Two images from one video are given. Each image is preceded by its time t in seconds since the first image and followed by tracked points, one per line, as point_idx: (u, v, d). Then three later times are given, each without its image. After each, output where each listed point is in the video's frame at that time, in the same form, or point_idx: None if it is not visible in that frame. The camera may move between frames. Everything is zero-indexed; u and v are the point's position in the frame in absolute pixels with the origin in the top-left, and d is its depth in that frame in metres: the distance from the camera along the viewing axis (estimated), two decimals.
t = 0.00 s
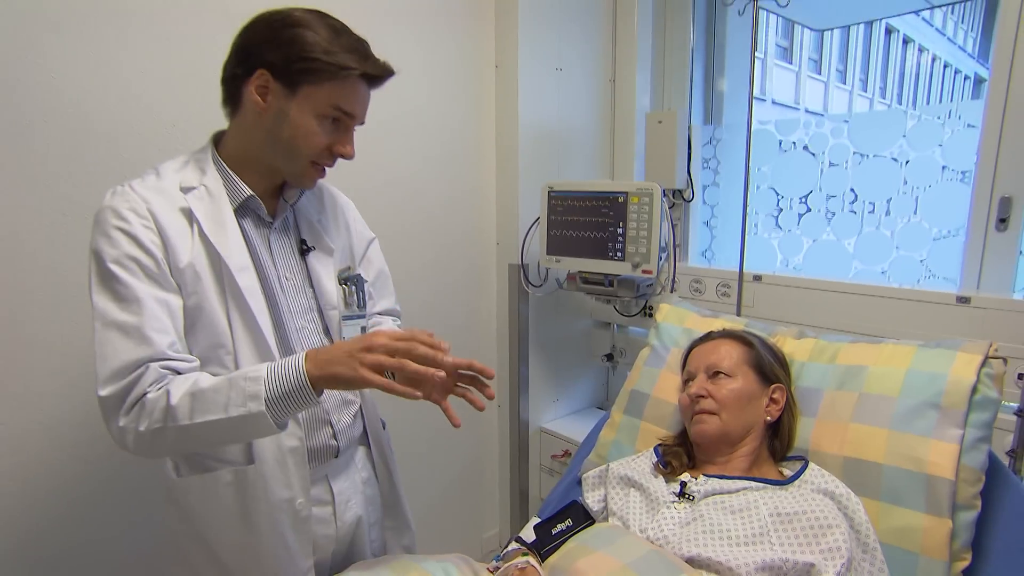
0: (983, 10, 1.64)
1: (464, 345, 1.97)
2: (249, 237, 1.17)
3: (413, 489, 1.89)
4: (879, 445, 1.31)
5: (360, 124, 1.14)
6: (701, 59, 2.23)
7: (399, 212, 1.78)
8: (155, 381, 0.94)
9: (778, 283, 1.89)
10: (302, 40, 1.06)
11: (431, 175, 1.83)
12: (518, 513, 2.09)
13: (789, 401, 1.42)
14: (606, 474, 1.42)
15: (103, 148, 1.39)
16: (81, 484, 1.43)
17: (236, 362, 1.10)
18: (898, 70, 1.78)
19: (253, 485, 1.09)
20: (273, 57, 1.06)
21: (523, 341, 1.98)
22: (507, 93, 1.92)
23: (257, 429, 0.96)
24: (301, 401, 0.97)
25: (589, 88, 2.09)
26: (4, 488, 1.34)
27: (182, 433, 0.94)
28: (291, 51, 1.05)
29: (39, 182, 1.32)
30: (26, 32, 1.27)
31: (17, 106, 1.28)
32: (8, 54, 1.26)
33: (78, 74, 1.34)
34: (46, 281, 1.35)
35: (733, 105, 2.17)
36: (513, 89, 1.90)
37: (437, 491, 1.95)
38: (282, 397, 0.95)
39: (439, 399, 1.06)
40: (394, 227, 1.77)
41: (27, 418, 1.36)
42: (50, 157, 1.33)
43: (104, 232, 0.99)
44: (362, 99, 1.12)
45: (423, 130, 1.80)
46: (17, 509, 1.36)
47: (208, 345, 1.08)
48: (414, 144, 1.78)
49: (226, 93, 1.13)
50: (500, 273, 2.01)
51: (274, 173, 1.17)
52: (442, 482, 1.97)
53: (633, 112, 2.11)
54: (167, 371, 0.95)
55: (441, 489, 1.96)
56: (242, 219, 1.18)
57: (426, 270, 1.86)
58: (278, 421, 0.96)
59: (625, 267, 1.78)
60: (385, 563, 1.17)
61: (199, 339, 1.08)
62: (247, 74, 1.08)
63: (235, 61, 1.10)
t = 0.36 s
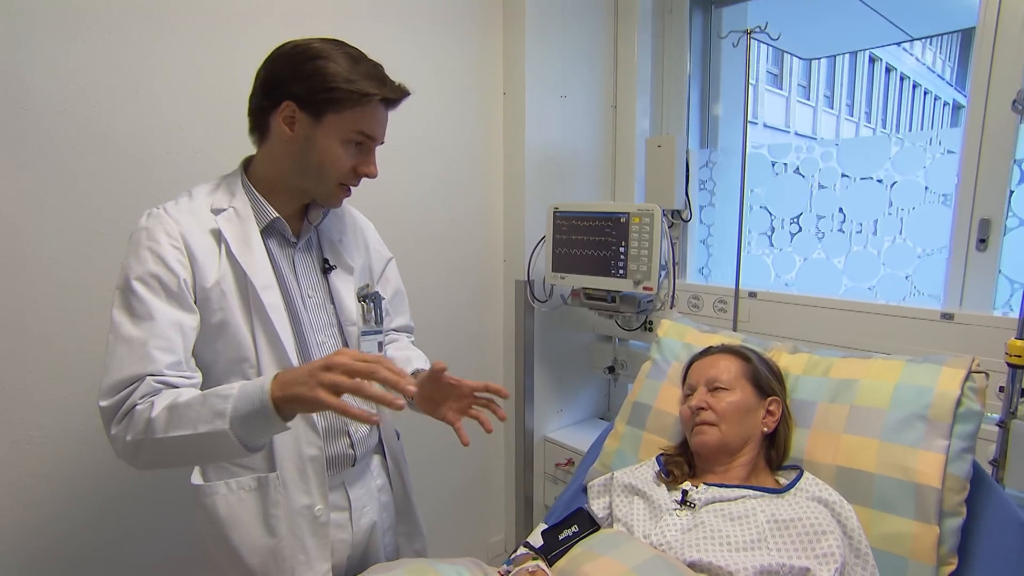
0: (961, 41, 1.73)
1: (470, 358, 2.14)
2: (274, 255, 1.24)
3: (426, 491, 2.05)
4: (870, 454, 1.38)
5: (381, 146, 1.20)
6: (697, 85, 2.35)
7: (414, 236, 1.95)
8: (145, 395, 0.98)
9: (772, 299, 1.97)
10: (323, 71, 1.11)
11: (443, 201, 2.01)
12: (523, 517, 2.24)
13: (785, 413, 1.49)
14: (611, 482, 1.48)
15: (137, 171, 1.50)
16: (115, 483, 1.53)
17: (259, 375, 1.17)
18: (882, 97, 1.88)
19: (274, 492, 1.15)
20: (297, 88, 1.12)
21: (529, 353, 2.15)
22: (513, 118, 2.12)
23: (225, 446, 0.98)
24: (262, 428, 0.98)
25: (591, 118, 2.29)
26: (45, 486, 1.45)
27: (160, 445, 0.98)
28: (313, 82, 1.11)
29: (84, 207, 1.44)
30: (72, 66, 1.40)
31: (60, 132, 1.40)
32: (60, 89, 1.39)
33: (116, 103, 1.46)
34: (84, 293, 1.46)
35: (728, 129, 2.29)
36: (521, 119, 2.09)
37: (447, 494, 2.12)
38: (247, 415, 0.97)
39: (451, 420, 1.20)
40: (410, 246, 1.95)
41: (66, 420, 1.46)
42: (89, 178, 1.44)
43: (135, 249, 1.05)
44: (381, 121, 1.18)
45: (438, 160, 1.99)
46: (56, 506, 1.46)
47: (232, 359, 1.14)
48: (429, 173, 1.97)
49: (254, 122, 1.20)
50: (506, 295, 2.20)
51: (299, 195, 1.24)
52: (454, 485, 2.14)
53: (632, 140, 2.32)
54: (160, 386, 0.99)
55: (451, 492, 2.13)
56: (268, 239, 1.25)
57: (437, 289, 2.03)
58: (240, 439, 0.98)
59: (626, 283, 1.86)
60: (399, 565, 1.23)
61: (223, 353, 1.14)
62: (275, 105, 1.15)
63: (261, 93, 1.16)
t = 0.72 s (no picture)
0: (956, 52, 1.75)
1: (474, 362, 2.17)
2: (282, 263, 1.26)
3: (430, 493, 2.08)
4: (870, 458, 1.40)
5: (386, 156, 1.22)
6: (698, 94, 2.38)
7: (420, 241, 1.98)
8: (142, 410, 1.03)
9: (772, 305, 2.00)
10: (331, 81, 1.13)
11: (448, 206, 2.04)
12: (525, 519, 2.27)
13: (785, 418, 1.51)
14: (615, 485, 1.51)
15: (150, 176, 1.53)
16: (127, 483, 1.55)
17: (265, 380, 1.18)
18: (879, 107, 1.91)
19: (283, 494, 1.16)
20: (305, 97, 1.14)
21: (532, 356, 2.18)
22: (518, 127, 2.14)
23: (191, 481, 1.00)
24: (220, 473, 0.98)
25: (594, 125, 2.32)
26: (57, 486, 1.46)
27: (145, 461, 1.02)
28: (321, 92, 1.12)
29: (100, 212, 1.46)
30: (86, 72, 1.41)
31: (75, 137, 1.41)
32: (76, 95, 1.41)
33: (130, 109, 1.48)
34: (97, 296, 1.48)
35: (728, 137, 2.32)
36: (525, 125, 2.11)
37: (451, 496, 2.15)
38: (207, 462, 0.96)
39: (432, 455, 1.30)
40: (417, 251, 1.98)
41: (79, 421, 1.48)
42: (102, 182, 1.46)
43: (143, 259, 1.08)
44: (388, 132, 1.19)
45: (444, 166, 2.02)
46: (68, 506, 1.48)
47: (240, 365, 1.17)
48: (436, 178, 2.00)
49: (263, 128, 1.22)
50: (510, 300, 2.23)
51: (306, 202, 1.25)
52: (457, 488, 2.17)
53: (635, 147, 2.35)
54: (158, 403, 1.03)
55: (455, 494, 2.16)
56: (276, 246, 1.27)
57: (443, 293, 2.05)
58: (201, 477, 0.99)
59: (628, 289, 1.91)
60: (406, 566, 1.25)
61: (231, 359, 1.16)
62: (283, 113, 1.16)
63: (271, 101, 1.18)
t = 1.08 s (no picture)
0: (957, 59, 1.76)
1: (478, 367, 2.17)
2: (286, 270, 1.26)
3: (433, 497, 2.08)
4: (873, 464, 1.40)
5: (389, 161, 1.22)
6: (700, 100, 2.39)
7: (424, 246, 1.99)
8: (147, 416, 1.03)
9: (775, 310, 2.00)
10: (334, 86, 1.14)
11: (452, 212, 2.05)
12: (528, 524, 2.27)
13: (789, 423, 1.51)
14: (618, 491, 1.51)
15: (157, 181, 1.54)
16: (131, 487, 1.56)
17: (269, 387, 1.19)
18: (880, 112, 1.91)
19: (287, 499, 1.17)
20: (307, 102, 1.14)
21: (536, 361, 2.18)
22: (522, 133, 2.15)
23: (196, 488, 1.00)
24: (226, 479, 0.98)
25: (597, 131, 2.33)
26: (61, 491, 1.47)
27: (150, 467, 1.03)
28: (323, 97, 1.13)
29: (107, 217, 1.47)
30: (93, 78, 1.43)
31: (82, 143, 1.42)
32: (84, 102, 1.42)
33: (137, 115, 1.49)
34: (102, 300, 1.49)
35: (730, 142, 2.32)
36: (528, 131, 2.12)
37: (454, 500, 2.15)
38: (212, 469, 0.97)
39: (438, 458, 1.30)
40: (420, 256, 1.98)
41: (84, 425, 1.49)
42: (108, 187, 1.47)
43: (148, 264, 1.09)
44: (390, 137, 1.20)
45: (447, 171, 2.02)
46: (71, 510, 1.48)
47: (244, 371, 1.17)
48: (440, 184, 2.01)
49: (267, 135, 1.23)
50: (513, 304, 2.23)
51: (308, 209, 1.26)
52: (460, 493, 2.17)
53: (638, 153, 2.36)
54: (164, 409, 1.04)
55: (457, 498, 2.16)
56: (280, 252, 1.27)
57: (446, 298, 2.06)
58: (206, 483, 0.99)
59: (632, 294, 1.91)
60: (409, 571, 1.25)
61: (235, 365, 1.17)
62: (285, 118, 1.17)
63: (274, 106, 1.19)
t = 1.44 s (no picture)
0: (957, 63, 1.77)
1: (478, 370, 2.18)
2: (290, 270, 1.27)
3: (433, 500, 2.09)
4: (872, 467, 1.40)
5: (389, 164, 1.23)
6: (700, 104, 2.40)
7: (425, 249, 2.00)
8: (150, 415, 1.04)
9: (775, 313, 2.01)
10: (334, 89, 1.15)
11: (453, 215, 2.06)
12: (528, 527, 2.27)
13: (788, 426, 1.52)
14: (618, 494, 1.52)
15: (159, 185, 1.55)
16: (131, 489, 1.56)
17: (271, 388, 1.19)
18: (880, 116, 1.92)
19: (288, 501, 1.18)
20: (309, 106, 1.15)
21: (536, 363, 2.19)
22: (522, 138, 2.16)
23: (202, 483, 1.01)
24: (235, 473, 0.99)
25: (598, 135, 2.34)
26: (63, 493, 1.47)
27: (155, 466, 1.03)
28: (324, 100, 1.14)
29: (110, 220, 1.49)
30: (97, 82, 1.44)
31: (86, 147, 1.44)
32: (88, 106, 1.43)
33: (140, 119, 1.50)
34: (105, 303, 1.50)
35: (730, 146, 2.33)
36: (529, 134, 2.13)
37: (454, 503, 2.15)
38: (218, 463, 0.97)
39: (443, 452, 1.31)
40: (421, 259, 1.99)
41: (86, 427, 1.50)
42: (112, 191, 1.48)
43: (152, 264, 1.10)
44: (390, 139, 1.21)
45: (448, 175, 2.04)
46: (72, 512, 1.49)
47: (246, 372, 1.18)
48: (440, 187, 2.02)
49: (269, 138, 1.24)
50: (514, 307, 2.24)
51: (310, 212, 1.27)
52: (460, 496, 2.17)
53: (638, 157, 2.37)
54: (166, 408, 1.04)
55: (457, 501, 2.16)
56: (283, 253, 1.28)
57: (447, 301, 2.07)
58: (212, 478, 1.00)
59: (632, 297, 1.92)
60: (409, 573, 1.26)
61: (237, 366, 1.17)
62: (287, 122, 1.18)
63: (275, 111, 1.20)
